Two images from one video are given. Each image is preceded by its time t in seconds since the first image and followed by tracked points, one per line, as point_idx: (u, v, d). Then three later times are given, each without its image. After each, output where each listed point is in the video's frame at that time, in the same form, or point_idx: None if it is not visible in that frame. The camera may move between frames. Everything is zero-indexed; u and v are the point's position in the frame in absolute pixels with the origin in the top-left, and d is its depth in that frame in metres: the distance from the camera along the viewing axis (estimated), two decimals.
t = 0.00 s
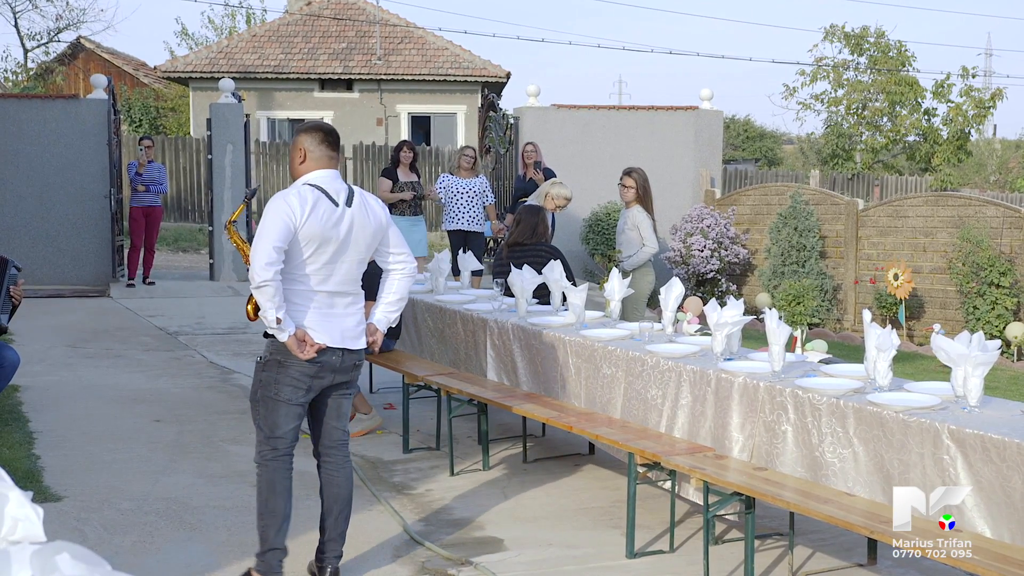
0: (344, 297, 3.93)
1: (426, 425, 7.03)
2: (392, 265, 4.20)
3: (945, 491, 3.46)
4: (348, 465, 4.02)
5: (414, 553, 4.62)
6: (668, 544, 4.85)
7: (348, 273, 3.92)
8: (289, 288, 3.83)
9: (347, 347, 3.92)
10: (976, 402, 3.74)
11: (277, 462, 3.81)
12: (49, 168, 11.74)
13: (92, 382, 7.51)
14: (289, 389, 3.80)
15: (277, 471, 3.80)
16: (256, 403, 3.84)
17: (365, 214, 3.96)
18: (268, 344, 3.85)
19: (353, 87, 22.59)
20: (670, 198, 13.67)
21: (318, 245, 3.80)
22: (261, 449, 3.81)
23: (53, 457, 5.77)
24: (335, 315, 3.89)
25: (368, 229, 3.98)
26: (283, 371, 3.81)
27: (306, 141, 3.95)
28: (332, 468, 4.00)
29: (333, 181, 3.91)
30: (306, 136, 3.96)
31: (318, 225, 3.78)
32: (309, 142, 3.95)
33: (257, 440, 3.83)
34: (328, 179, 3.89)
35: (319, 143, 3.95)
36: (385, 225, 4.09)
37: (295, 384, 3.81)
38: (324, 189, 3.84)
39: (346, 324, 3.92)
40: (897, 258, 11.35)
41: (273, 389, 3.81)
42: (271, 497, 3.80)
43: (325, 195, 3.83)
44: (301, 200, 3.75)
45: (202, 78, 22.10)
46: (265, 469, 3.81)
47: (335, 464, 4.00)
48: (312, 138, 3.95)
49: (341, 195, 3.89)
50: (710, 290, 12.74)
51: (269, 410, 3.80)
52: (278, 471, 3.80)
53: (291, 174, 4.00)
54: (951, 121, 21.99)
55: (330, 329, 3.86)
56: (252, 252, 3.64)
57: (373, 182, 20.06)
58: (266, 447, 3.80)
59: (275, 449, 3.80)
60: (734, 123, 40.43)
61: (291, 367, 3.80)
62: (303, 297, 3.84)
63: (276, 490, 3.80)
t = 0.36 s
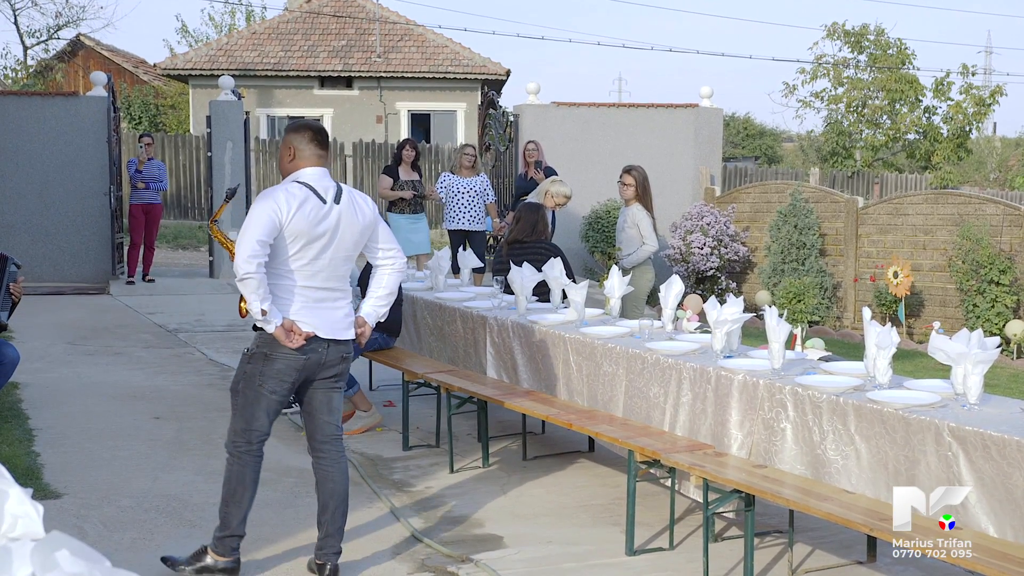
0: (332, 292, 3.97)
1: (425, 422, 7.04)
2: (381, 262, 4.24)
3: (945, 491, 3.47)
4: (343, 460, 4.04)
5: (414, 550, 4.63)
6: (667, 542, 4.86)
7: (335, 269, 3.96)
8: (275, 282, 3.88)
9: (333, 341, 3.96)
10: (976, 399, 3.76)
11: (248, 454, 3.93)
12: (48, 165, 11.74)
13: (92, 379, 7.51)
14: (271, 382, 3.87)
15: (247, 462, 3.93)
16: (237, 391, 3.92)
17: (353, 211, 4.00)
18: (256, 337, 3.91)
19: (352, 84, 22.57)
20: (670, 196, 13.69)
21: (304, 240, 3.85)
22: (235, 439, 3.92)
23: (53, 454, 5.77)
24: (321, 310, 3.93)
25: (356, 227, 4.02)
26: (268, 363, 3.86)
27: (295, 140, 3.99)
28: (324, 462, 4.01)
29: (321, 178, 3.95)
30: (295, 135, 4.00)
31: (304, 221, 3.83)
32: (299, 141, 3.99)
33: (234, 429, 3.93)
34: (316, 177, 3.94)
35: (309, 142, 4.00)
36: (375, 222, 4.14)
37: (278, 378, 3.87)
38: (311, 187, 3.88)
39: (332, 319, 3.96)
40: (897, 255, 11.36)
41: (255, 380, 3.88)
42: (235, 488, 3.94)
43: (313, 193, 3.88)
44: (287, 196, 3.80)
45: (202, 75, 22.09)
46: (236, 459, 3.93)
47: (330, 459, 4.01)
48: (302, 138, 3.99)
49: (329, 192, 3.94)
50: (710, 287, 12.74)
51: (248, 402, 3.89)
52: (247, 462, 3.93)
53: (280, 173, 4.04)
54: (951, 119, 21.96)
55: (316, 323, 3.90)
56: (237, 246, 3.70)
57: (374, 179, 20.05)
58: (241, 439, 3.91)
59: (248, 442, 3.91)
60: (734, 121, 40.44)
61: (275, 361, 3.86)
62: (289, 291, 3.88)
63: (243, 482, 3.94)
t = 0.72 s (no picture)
0: (310, 290, 4.00)
1: (426, 419, 7.04)
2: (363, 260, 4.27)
3: (945, 491, 3.48)
4: (333, 454, 4.06)
5: (415, 546, 4.63)
6: (668, 538, 4.86)
7: (313, 267, 3.99)
8: (253, 281, 3.93)
9: (310, 340, 3.99)
10: (977, 396, 3.76)
11: (230, 446, 4.06)
12: (50, 161, 11.74)
13: (93, 375, 7.52)
14: (248, 381, 3.97)
15: (230, 455, 4.06)
16: (219, 389, 4.04)
17: (332, 209, 4.04)
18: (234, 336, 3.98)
19: (353, 80, 22.55)
20: (670, 192, 13.72)
21: (279, 239, 3.89)
22: (217, 433, 4.05)
23: (54, 449, 5.77)
24: (299, 308, 3.96)
25: (335, 224, 4.05)
26: (244, 363, 3.96)
27: (274, 140, 4.08)
28: (315, 456, 4.04)
29: (299, 177, 4.01)
30: (275, 134, 4.08)
31: (279, 219, 3.87)
32: (279, 141, 4.07)
33: (217, 423, 4.06)
34: (294, 175, 4.00)
35: (288, 141, 4.08)
36: (355, 219, 4.17)
37: (254, 377, 3.96)
38: (287, 186, 3.93)
39: (309, 318, 3.99)
40: (898, 253, 11.36)
41: (234, 378, 3.98)
42: (218, 478, 4.09)
43: (289, 190, 3.92)
44: (262, 196, 3.86)
45: (203, 71, 22.07)
46: (219, 451, 4.07)
47: (320, 453, 4.04)
48: (281, 136, 4.08)
49: (307, 189, 3.98)
50: (712, 283, 12.80)
51: (228, 398, 4.01)
52: (230, 454, 4.06)
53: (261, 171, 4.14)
54: (952, 116, 21.93)
55: (292, 321, 3.94)
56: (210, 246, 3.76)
57: (375, 176, 20.04)
58: (222, 433, 4.04)
59: (229, 435, 4.03)
60: (736, 117, 40.46)
61: (251, 360, 3.95)
62: (265, 289, 3.92)
63: (226, 473, 4.08)
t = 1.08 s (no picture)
0: (281, 288, 4.08)
1: (430, 415, 7.06)
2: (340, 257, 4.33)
3: (945, 491, 3.50)
4: (319, 441, 4.19)
5: (419, 543, 4.64)
6: (672, 534, 4.87)
7: (283, 265, 4.06)
8: (224, 279, 4.04)
9: (281, 336, 4.06)
10: (981, 393, 3.78)
11: (218, 440, 4.15)
12: (55, 158, 11.76)
13: (99, 371, 7.53)
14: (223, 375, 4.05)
15: (218, 449, 4.15)
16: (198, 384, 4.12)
17: (303, 207, 4.10)
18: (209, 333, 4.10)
19: (358, 77, 22.56)
20: (674, 189, 13.68)
21: (248, 238, 3.98)
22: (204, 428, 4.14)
23: (60, 446, 5.79)
24: (269, 306, 4.04)
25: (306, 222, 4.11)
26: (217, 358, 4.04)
27: (246, 138, 4.13)
28: (304, 444, 4.17)
29: (271, 175, 4.07)
30: (246, 131, 4.14)
31: (247, 219, 3.96)
32: (251, 139, 4.13)
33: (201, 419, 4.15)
34: (265, 174, 4.07)
35: (260, 138, 4.13)
36: (329, 217, 4.21)
37: (228, 371, 4.04)
38: (256, 186, 4.01)
39: (280, 314, 4.06)
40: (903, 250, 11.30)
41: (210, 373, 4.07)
42: (209, 473, 4.17)
43: (258, 189, 4.00)
44: (230, 197, 3.95)
45: (208, 68, 22.07)
46: (207, 447, 4.16)
47: (305, 443, 4.17)
48: (252, 133, 4.13)
49: (277, 187, 4.05)
50: (716, 281, 12.77)
51: (208, 393, 4.09)
52: (218, 448, 4.15)
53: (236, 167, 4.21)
54: (957, 112, 21.88)
55: (262, 318, 4.02)
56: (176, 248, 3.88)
57: (380, 173, 20.04)
58: (209, 427, 4.13)
59: (216, 430, 4.13)
60: (740, 114, 40.49)
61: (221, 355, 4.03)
62: (236, 288, 4.02)
63: (216, 467, 4.17)
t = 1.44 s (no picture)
0: (262, 281, 4.25)
1: (436, 411, 7.13)
2: (324, 252, 4.50)
3: (946, 491, 3.56)
4: (304, 425, 4.38)
5: (425, 537, 4.72)
6: (675, 529, 4.94)
7: (264, 259, 4.24)
8: (208, 273, 4.24)
9: (264, 330, 4.25)
10: (981, 390, 3.84)
11: (219, 432, 4.29)
12: (66, 158, 11.85)
13: (109, 368, 7.62)
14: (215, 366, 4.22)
15: (219, 441, 4.30)
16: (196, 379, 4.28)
17: (285, 203, 4.28)
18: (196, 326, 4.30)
19: (364, 78, 22.64)
20: (677, 188, 13.75)
21: (229, 232, 4.17)
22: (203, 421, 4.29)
23: (72, 441, 5.87)
24: (251, 299, 4.22)
25: (286, 218, 4.29)
26: (208, 348, 4.21)
27: (230, 132, 4.30)
28: (292, 427, 4.36)
29: (254, 172, 4.26)
30: (230, 126, 4.30)
31: (227, 214, 4.15)
32: (234, 133, 4.30)
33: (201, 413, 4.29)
34: (248, 170, 4.25)
35: (242, 133, 4.31)
36: (311, 212, 4.39)
37: (220, 362, 4.22)
38: (238, 182, 4.20)
39: (263, 306, 4.24)
40: (903, 249, 11.33)
41: (204, 366, 4.23)
42: (215, 466, 4.30)
43: (239, 186, 4.19)
44: (211, 192, 4.14)
45: (216, 69, 22.16)
46: (209, 440, 4.31)
47: (288, 427, 4.36)
48: (236, 129, 4.30)
49: (258, 184, 4.24)
50: (718, 279, 12.87)
51: (204, 385, 4.25)
52: (219, 442, 4.29)
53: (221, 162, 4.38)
54: (956, 113, 21.89)
55: (245, 310, 4.20)
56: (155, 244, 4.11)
57: (387, 172, 20.16)
58: (208, 419, 4.28)
59: (214, 423, 4.28)
60: (741, 115, 40.58)
61: (211, 346, 4.21)
62: (218, 281, 4.21)
63: (219, 459, 4.30)
